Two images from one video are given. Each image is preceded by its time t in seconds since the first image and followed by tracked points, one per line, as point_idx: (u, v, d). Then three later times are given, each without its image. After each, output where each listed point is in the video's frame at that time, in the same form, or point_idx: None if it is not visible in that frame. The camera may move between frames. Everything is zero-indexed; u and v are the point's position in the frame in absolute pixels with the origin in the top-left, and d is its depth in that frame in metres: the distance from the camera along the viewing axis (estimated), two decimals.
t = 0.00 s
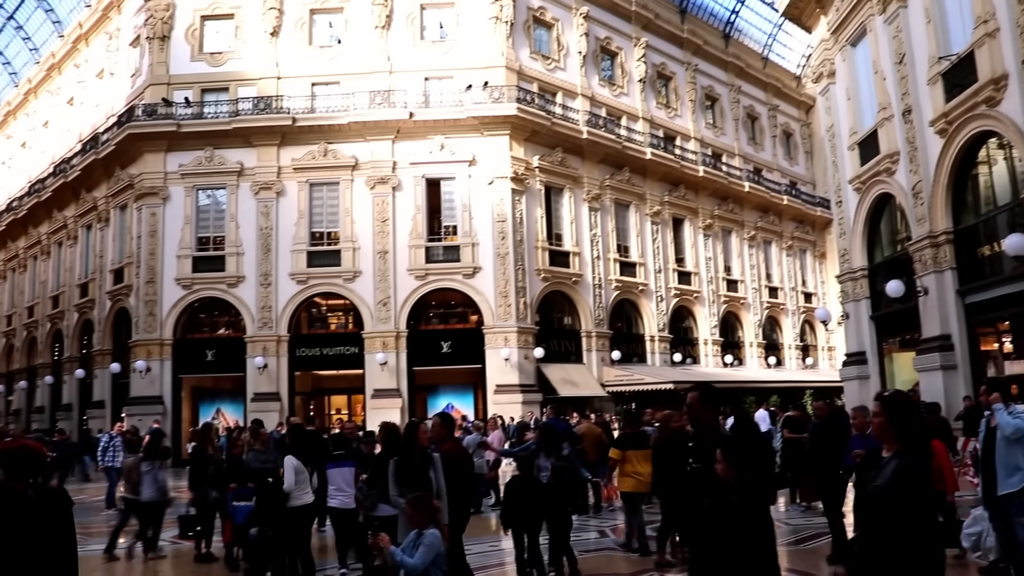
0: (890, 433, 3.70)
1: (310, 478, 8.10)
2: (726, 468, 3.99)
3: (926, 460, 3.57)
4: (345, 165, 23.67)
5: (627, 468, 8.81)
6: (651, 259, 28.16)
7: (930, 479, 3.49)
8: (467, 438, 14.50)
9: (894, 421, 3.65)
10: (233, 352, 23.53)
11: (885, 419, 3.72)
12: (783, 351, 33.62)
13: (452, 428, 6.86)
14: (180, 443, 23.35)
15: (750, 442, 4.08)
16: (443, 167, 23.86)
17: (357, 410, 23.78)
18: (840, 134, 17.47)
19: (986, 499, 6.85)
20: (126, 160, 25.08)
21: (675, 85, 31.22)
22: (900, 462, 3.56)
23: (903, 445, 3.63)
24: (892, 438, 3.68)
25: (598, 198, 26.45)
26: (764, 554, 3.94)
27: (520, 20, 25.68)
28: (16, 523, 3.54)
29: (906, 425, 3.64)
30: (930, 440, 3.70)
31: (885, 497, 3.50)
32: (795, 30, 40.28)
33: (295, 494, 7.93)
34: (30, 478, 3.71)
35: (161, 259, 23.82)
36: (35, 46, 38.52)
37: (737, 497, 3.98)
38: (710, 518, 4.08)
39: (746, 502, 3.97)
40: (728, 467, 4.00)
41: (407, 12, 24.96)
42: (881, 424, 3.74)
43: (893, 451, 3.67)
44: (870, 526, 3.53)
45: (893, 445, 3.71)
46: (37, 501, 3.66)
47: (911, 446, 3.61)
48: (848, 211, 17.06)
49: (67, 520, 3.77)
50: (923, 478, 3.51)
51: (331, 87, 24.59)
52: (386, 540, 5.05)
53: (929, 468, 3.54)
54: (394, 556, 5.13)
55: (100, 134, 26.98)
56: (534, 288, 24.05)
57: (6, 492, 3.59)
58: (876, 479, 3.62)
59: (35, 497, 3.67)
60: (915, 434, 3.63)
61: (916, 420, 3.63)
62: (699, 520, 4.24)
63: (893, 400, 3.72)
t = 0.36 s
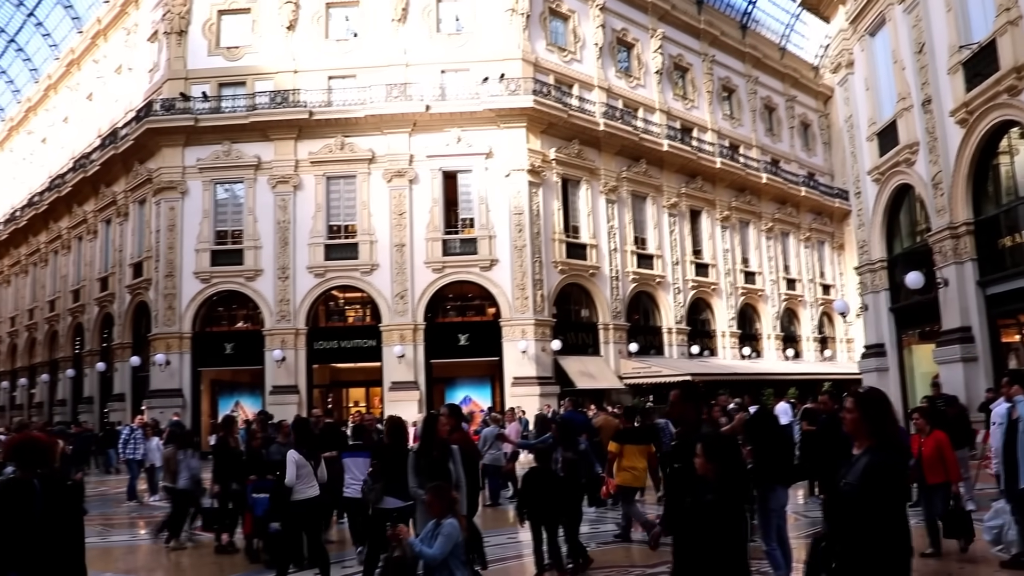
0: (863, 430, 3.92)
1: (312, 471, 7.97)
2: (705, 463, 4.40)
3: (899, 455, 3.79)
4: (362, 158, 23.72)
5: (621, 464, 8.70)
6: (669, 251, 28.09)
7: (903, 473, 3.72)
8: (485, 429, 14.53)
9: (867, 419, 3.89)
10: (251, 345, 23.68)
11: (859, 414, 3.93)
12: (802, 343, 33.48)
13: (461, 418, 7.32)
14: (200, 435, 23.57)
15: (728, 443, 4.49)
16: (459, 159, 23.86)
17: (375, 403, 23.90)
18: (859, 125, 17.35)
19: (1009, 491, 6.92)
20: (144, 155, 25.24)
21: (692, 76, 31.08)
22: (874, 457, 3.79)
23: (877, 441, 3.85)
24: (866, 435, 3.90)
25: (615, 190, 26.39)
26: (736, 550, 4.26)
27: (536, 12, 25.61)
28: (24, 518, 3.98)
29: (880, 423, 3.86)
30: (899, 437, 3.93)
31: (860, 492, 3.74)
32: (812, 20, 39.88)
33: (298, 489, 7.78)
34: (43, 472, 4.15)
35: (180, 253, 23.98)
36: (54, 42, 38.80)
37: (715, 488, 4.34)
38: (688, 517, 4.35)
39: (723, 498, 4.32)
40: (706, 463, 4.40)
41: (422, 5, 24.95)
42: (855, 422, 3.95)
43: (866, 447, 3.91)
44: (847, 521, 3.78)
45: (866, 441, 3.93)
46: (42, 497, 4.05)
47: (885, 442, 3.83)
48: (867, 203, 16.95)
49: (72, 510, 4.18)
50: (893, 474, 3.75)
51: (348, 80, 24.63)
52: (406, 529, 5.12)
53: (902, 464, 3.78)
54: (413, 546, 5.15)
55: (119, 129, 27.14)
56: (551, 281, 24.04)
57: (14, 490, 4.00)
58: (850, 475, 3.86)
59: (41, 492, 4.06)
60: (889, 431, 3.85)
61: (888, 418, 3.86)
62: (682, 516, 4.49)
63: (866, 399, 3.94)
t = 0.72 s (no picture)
0: (839, 421, 3.91)
1: (318, 463, 7.99)
2: (685, 454, 4.10)
3: (875, 445, 3.83)
4: (381, 151, 23.78)
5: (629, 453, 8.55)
6: (688, 244, 28.01)
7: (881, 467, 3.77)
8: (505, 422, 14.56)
9: (843, 411, 3.87)
10: (272, 338, 23.84)
11: (833, 405, 3.93)
12: (822, 336, 33.32)
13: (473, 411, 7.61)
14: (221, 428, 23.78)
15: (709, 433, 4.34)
16: (478, 152, 23.86)
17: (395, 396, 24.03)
18: (880, 116, 17.20)
19: None
20: (165, 150, 25.41)
21: (711, 68, 30.91)
22: (851, 450, 3.80)
23: (853, 431, 3.86)
24: (841, 426, 3.91)
25: (634, 182, 26.31)
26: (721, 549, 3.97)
27: (554, 5, 25.54)
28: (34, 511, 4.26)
29: (856, 414, 3.85)
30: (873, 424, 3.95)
31: (840, 491, 3.77)
32: (833, 10, 39.47)
33: (301, 480, 7.82)
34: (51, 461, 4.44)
35: (201, 247, 24.14)
36: (77, 39, 39.09)
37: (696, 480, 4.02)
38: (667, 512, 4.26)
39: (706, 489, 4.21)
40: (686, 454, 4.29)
41: None
42: (830, 413, 3.94)
43: (841, 439, 3.91)
44: (829, 518, 3.82)
45: (841, 432, 3.93)
46: (49, 490, 4.32)
47: (860, 433, 3.85)
48: (888, 194, 16.82)
49: (80, 498, 4.47)
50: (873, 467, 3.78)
51: (366, 74, 24.67)
52: (429, 512, 5.05)
53: (877, 455, 3.81)
54: (438, 527, 5.02)
55: (140, 124, 27.32)
56: (570, 274, 24.04)
57: (22, 484, 4.29)
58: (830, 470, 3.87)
59: (47, 485, 4.32)
60: (864, 421, 3.85)
61: (864, 409, 3.85)
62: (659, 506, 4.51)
63: (839, 391, 3.93)
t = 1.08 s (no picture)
0: (814, 421, 4.11)
1: (329, 455, 8.21)
2: (665, 453, 4.31)
3: (848, 445, 4.05)
4: (400, 146, 23.83)
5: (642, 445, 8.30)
6: (708, 236, 27.90)
7: (855, 468, 4.00)
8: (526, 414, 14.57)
9: (821, 415, 4.07)
10: (293, 333, 23.96)
11: (808, 408, 4.10)
12: (843, 327, 33.13)
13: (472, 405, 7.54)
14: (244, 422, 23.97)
15: (691, 432, 4.37)
16: (497, 145, 23.85)
17: (416, 389, 24.16)
18: (902, 104, 17.04)
19: None
20: (185, 146, 25.58)
21: (729, 58, 30.73)
22: (827, 451, 4.02)
23: (828, 434, 4.07)
24: (817, 427, 4.11)
25: (653, 174, 26.22)
26: (701, 541, 4.24)
27: None
28: (35, 507, 4.42)
29: (830, 415, 4.06)
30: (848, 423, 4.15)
31: (816, 492, 4.01)
32: None
33: (314, 472, 8.07)
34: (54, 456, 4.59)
35: (221, 243, 24.31)
36: (97, 38, 39.32)
37: (676, 480, 4.27)
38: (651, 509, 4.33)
39: (686, 489, 4.26)
40: (667, 453, 4.31)
41: None
42: (805, 414, 4.12)
43: (817, 439, 4.13)
44: (804, 517, 4.04)
45: (817, 432, 4.12)
46: (51, 484, 4.48)
47: (835, 434, 4.05)
48: (910, 183, 16.67)
49: (81, 490, 4.63)
50: (847, 469, 4.00)
51: (384, 68, 24.72)
52: (454, 491, 5.40)
53: (851, 455, 4.03)
54: (462, 502, 5.35)
55: (160, 121, 27.50)
56: (590, 266, 24.01)
57: (27, 478, 4.45)
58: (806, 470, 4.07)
59: (50, 479, 4.48)
60: (838, 422, 4.06)
61: (839, 412, 4.05)
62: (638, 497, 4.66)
63: (814, 393, 4.11)
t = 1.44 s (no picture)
0: (787, 408, 4.08)
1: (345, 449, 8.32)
2: (646, 442, 4.31)
3: (819, 435, 3.95)
4: (421, 140, 23.88)
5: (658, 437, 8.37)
6: (730, 228, 27.76)
7: (820, 457, 3.87)
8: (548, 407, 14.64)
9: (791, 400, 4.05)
10: (316, 327, 24.16)
11: (780, 393, 4.12)
12: (867, 319, 32.90)
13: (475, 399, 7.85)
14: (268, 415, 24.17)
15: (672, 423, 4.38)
16: (518, 139, 23.84)
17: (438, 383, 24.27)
18: (925, 94, 16.88)
19: None
20: (207, 143, 25.75)
21: (751, 49, 30.52)
22: (795, 436, 3.92)
23: (801, 421, 3.97)
24: (790, 414, 4.07)
25: (674, 166, 26.13)
26: (681, 540, 4.16)
27: None
28: (44, 503, 4.24)
29: (801, 401, 4.02)
30: (826, 416, 4.07)
31: (782, 475, 3.85)
32: None
33: (331, 467, 8.18)
34: (65, 451, 4.45)
35: (244, 238, 24.48)
36: (120, 36, 39.64)
37: (657, 463, 4.22)
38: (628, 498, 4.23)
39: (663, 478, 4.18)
40: (647, 442, 4.31)
41: None
42: (778, 401, 4.12)
43: (791, 427, 4.07)
44: (769, 501, 3.94)
45: (791, 420, 4.08)
46: (59, 481, 4.30)
47: (806, 421, 3.96)
48: (934, 173, 16.51)
49: (93, 486, 4.43)
50: (812, 456, 3.86)
51: (405, 63, 24.78)
52: (478, 464, 5.74)
53: (820, 444, 3.91)
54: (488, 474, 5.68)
55: (183, 117, 27.69)
56: (611, 259, 23.97)
57: (35, 475, 4.30)
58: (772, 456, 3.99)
59: (58, 477, 4.32)
60: (809, 408, 3.99)
61: (810, 398, 4.02)
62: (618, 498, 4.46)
63: (786, 379, 4.12)
